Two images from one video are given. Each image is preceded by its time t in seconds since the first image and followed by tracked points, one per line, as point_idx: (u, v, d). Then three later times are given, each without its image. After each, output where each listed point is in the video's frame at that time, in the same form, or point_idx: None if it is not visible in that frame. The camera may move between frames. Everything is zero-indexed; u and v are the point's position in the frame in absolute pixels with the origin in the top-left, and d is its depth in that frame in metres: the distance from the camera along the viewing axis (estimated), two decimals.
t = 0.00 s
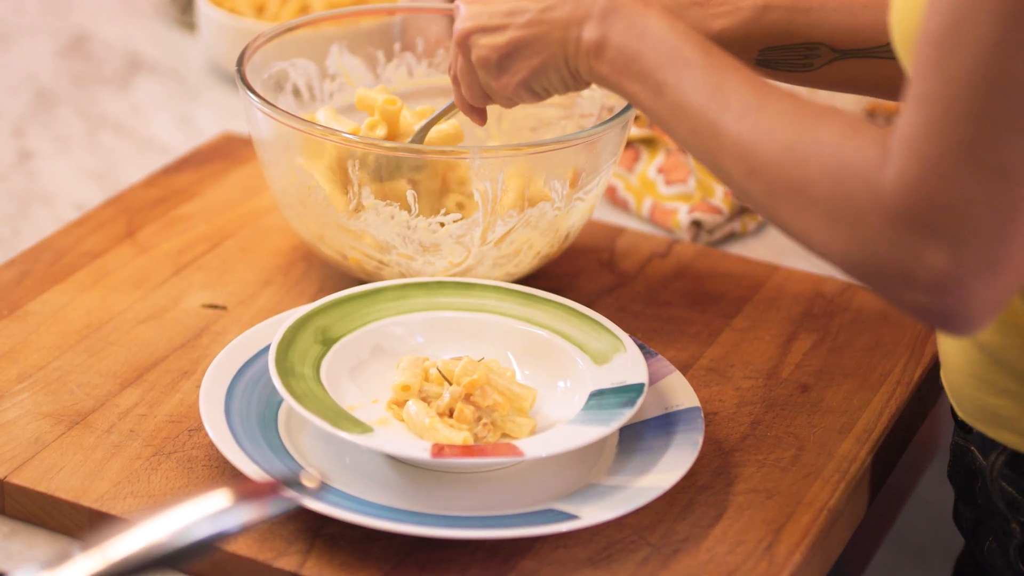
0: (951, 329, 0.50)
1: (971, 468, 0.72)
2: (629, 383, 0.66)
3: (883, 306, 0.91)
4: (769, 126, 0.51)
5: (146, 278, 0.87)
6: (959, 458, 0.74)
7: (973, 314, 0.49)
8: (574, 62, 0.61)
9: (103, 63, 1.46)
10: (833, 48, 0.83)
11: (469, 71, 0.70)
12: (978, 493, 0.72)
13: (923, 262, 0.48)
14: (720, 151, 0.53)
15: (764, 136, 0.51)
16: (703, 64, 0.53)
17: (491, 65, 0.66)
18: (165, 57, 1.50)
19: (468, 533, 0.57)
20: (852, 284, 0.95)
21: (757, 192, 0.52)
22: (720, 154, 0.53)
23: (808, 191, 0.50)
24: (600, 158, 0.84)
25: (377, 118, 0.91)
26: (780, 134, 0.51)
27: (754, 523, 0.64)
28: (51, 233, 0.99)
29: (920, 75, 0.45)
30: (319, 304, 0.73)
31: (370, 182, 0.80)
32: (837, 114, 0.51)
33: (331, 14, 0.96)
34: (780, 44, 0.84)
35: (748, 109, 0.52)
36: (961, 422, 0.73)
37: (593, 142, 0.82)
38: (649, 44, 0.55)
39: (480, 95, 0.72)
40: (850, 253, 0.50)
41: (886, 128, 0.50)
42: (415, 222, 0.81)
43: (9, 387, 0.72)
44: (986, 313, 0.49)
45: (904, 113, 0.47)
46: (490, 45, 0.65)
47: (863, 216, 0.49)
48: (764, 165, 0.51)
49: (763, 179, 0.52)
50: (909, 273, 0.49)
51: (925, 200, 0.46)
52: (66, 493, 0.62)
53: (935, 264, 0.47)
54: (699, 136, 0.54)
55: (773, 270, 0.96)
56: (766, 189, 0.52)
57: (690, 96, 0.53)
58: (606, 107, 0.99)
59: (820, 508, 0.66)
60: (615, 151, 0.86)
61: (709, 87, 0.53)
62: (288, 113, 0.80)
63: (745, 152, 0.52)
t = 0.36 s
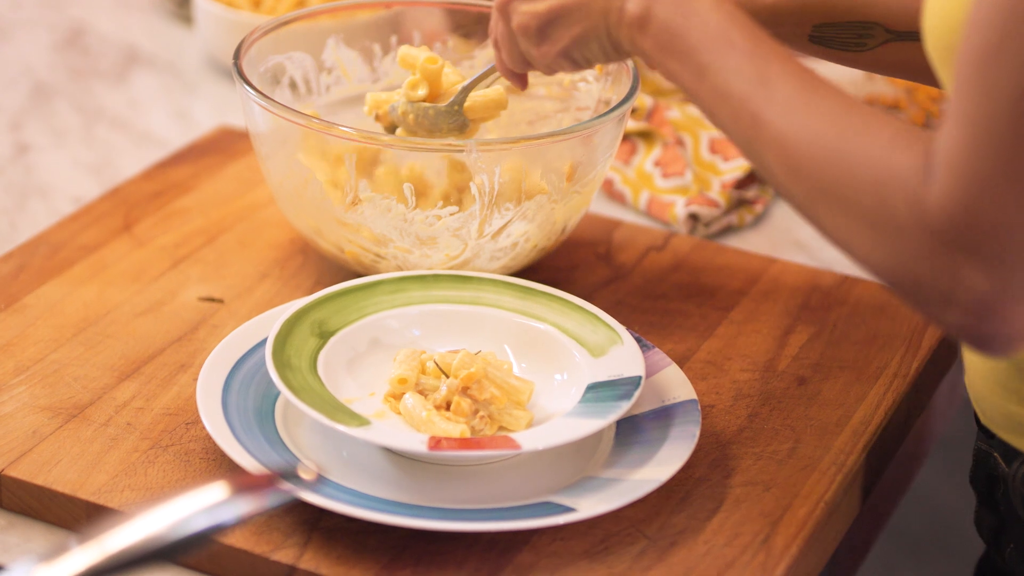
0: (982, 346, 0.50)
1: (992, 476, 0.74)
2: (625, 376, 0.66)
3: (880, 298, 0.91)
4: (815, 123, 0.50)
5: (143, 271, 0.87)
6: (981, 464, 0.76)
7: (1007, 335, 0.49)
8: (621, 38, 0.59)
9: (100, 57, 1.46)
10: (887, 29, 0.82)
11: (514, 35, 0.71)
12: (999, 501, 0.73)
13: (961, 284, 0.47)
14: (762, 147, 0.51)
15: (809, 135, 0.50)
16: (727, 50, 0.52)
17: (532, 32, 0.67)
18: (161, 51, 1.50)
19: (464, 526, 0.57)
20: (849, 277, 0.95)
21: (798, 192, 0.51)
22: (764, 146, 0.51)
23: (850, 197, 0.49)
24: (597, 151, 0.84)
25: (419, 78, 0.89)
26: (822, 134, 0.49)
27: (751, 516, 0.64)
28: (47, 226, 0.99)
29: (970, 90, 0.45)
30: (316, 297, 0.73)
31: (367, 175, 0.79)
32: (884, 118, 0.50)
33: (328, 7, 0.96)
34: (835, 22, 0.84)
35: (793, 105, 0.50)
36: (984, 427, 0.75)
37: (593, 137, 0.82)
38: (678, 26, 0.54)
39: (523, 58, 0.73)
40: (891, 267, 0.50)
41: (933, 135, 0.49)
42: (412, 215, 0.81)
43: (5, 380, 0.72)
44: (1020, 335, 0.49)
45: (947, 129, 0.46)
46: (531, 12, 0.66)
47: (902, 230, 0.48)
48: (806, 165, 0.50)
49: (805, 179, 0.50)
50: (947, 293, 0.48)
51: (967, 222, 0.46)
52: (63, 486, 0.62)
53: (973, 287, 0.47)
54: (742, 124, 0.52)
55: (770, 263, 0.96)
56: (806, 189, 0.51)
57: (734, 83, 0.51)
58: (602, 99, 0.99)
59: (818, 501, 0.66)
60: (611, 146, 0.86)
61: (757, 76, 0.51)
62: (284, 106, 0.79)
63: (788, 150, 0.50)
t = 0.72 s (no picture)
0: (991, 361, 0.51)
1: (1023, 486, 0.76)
2: (623, 369, 0.67)
3: (877, 292, 0.91)
4: (834, 130, 0.49)
5: (141, 265, 0.87)
6: (1012, 474, 0.77)
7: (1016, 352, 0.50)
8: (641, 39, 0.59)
9: (98, 51, 1.45)
10: (917, 39, 0.82)
11: (527, 30, 0.71)
12: None
13: (975, 300, 0.48)
14: (778, 156, 0.51)
15: (828, 143, 0.49)
16: (739, 47, 0.52)
17: (549, 28, 0.67)
18: (160, 45, 1.50)
19: (461, 519, 0.57)
20: (847, 270, 0.95)
21: (812, 202, 0.51)
22: (781, 156, 0.51)
23: (865, 209, 0.49)
24: (594, 145, 0.84)
25: (438, 67, 0.89)
26: (839, 143, 0.49)
27: (748, 509, 0.64)
28: (45, 220, 0.99)
29: (985, 106, 0.45)
30: (315, 290, 0.73)
31: (365, 169, 0.79)
32: (896, 124, 0.49)
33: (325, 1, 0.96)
34: (864, 32, 0.83)
35: (812, 111, 0.50)
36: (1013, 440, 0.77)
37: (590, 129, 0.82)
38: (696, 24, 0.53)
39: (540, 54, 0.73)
40: (903, 280, 0.50)
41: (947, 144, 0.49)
42: (410, 208, 0.81)
43: (4, 373, 0.72)
44: None
45: (958, 143, 0.46)
46: (549, 8, 0.66)
47: (915, 243, 0.48)
48: (823, 175, 0.50)
49: (821, 189, 0.50)
50: (961, 310, 0.49)
51: (982, 237, 0.46)
52: (62, 479, 0.62)
53: (988, 304, 0.48)
54: (759, 129, 0.51)
55: (769, 256, 0.96)
56: (822, 200, 0.50)
57: (751, 87, 0.51)
58: (600, 93, 0.99)
59: (815, 493, 0.66)
60: (609, 139, 0.86)
61: (774, 80, 0.51)
62: (281, 99, 0.79)
63: (805, 159, 0.50)
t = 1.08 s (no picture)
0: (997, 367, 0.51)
1: None
2: (622, 366, 0.67)
3: (876, 289, 0.91)
4: (837, 140, 0.49)
5: (140, 263, 0.87)
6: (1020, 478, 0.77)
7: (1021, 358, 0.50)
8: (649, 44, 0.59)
9: (98, 49, 1.46)
10: (915, 50, 0.82)
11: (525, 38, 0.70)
12: None
13: (983, 309, 0.48)
14: (783, 165, 0.51)
15: (832, 153, 0.49)
16: (740, 49, 0.52)
17: (547, 36, 0.66)
18: (160, 43, 1.50)
19: (461, 515, 0.57)
20: (844, 267, 0.95)
21: (816, 211, 0.51)
22: (786, 167, 0.51)
23: (870, 216, 0.49)
24: (593, 143, 0.84)
25: (434, 68, 0.89)
26: (842, 151, 0.49)
27: (747, 505, 0.64)
28: (44, 218, 0.99)
29: (992, 116, 0.45)
30: (314, 287, 0.73)
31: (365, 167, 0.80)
32: (902, 131, 0.50)
33: None
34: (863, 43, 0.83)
35: (815, 120, 0.50)
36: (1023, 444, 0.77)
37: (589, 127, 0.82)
38: (701, 24, 0.53)
39: (537, 60, 0.72)
40: (909, 289, 0.50)
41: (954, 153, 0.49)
42: (409, 205, 0.81)
43: (4, 370, 0.72)
44: None
45: (967, 151, 0.46)
46: (548, 16, 0.65)
47: (920, 250, 0.48)
48: (829, 184, 0.50)
49: (825, 199, 0.50)
50: (968, 318, 0.49)
51: (990, 246, 0.46)
52: (62, 476, 0.62)
53: (995, 312, 0.48)
54: (761, 138, 0.52)
55: (767, 254, 0.96)
56: (826, 208, 0.50)
57: (756, 97, 0.51)
58: (598, 91, 0.99)
59: (813, 490, 0.66)
60: (609, 135, 0.86)
61: (777, 89, 0.51)
62: (281, 97, 0.80)
63: (809, 169, 0.50)
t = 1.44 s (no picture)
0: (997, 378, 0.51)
1: None
2: (621, 363, 0.67)
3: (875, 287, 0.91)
4: (840, 149, 0.50)
5: (141, 260, 0.88)
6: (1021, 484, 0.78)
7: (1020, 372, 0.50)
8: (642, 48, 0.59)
9: (97, 47, 1.46)
10: (912, 57, 0.82)
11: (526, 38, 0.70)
12: None
13: (989, 323, 0.48)
14: (788, 173, 0.51)
15: (838, 163, 0.49)
16: (742, 55, 0.52)
17: (548, 38, 0.66)
18: (160, 41, 1.50)
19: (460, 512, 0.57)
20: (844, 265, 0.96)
21: (820, 220, 0.51)
22: (791, 178, 0.51)
23: (875, 226, 0.49)
24: (592, 140, 0.84)
25: (429, 60, 0.89)
26: (847, 162, 0.49)
27: (746, 502, 0.65)
28: (44, 216, 0.99)
29: (996, 131, 0.45)
30: (314, 284, 0.73)
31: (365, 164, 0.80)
32: (906, 142, 0.50)
33: None
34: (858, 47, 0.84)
35: (820, 128, 0.50)
36: None
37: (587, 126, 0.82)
38: (703, 21, 0.53)
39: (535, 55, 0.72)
40: (913, 301, 0.50)
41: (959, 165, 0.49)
42: (409, 203, 0.81)
43: (4, 368, 0.72)
44: None
45: (971, 166, 0.46)
46: (547, 18, 0.65)
47: (924, 263, 0.48)
48: (833, 193, 0.50)
49: (829, 209, 0.50)
50: (973, 332, 0.49)
51: (995, 261, 0.46)
52: (63, 473, 0.62)
53: (1001, 327, 0.48)
54: (764, 145, 0.52)
55: (766, 251, 0.96)
56: (832, 216, 0.50)
57: (760, 105, 0.51)
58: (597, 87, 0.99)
59: (812, 487, 0.66)
60: (609, 133, 0.86)
61: (780, 97, 0.51)
62: (280, 94, 0.80)
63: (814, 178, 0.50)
